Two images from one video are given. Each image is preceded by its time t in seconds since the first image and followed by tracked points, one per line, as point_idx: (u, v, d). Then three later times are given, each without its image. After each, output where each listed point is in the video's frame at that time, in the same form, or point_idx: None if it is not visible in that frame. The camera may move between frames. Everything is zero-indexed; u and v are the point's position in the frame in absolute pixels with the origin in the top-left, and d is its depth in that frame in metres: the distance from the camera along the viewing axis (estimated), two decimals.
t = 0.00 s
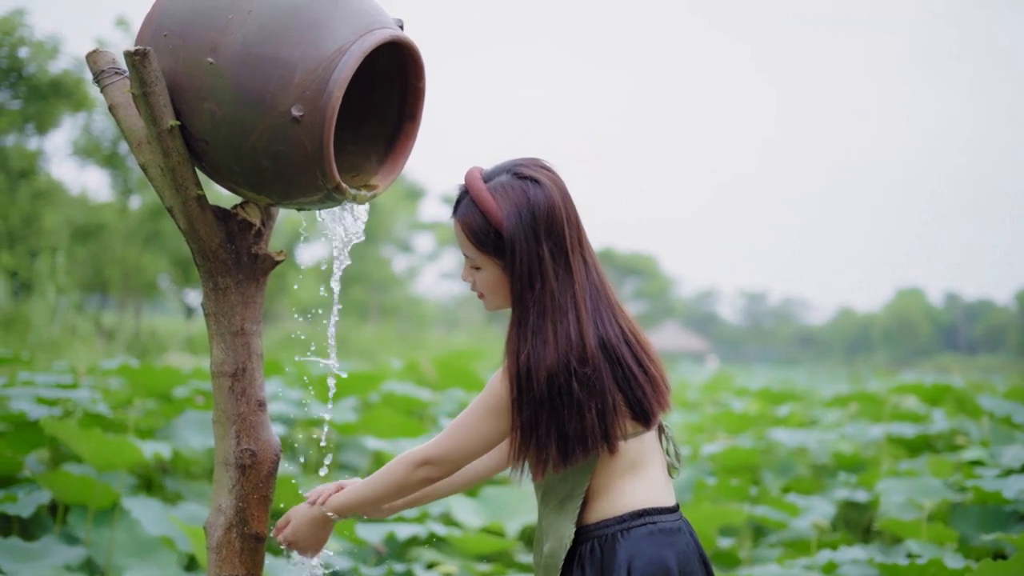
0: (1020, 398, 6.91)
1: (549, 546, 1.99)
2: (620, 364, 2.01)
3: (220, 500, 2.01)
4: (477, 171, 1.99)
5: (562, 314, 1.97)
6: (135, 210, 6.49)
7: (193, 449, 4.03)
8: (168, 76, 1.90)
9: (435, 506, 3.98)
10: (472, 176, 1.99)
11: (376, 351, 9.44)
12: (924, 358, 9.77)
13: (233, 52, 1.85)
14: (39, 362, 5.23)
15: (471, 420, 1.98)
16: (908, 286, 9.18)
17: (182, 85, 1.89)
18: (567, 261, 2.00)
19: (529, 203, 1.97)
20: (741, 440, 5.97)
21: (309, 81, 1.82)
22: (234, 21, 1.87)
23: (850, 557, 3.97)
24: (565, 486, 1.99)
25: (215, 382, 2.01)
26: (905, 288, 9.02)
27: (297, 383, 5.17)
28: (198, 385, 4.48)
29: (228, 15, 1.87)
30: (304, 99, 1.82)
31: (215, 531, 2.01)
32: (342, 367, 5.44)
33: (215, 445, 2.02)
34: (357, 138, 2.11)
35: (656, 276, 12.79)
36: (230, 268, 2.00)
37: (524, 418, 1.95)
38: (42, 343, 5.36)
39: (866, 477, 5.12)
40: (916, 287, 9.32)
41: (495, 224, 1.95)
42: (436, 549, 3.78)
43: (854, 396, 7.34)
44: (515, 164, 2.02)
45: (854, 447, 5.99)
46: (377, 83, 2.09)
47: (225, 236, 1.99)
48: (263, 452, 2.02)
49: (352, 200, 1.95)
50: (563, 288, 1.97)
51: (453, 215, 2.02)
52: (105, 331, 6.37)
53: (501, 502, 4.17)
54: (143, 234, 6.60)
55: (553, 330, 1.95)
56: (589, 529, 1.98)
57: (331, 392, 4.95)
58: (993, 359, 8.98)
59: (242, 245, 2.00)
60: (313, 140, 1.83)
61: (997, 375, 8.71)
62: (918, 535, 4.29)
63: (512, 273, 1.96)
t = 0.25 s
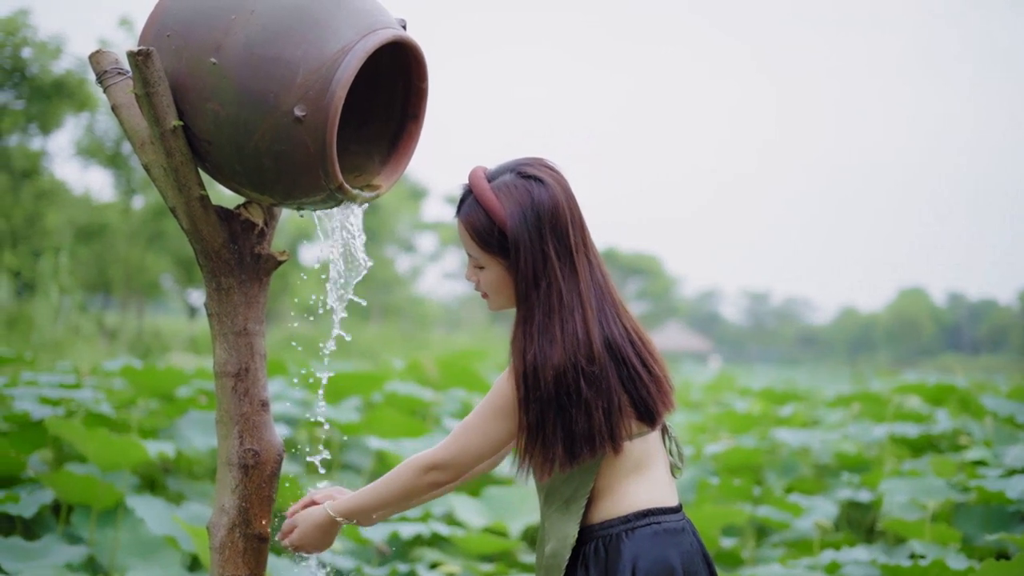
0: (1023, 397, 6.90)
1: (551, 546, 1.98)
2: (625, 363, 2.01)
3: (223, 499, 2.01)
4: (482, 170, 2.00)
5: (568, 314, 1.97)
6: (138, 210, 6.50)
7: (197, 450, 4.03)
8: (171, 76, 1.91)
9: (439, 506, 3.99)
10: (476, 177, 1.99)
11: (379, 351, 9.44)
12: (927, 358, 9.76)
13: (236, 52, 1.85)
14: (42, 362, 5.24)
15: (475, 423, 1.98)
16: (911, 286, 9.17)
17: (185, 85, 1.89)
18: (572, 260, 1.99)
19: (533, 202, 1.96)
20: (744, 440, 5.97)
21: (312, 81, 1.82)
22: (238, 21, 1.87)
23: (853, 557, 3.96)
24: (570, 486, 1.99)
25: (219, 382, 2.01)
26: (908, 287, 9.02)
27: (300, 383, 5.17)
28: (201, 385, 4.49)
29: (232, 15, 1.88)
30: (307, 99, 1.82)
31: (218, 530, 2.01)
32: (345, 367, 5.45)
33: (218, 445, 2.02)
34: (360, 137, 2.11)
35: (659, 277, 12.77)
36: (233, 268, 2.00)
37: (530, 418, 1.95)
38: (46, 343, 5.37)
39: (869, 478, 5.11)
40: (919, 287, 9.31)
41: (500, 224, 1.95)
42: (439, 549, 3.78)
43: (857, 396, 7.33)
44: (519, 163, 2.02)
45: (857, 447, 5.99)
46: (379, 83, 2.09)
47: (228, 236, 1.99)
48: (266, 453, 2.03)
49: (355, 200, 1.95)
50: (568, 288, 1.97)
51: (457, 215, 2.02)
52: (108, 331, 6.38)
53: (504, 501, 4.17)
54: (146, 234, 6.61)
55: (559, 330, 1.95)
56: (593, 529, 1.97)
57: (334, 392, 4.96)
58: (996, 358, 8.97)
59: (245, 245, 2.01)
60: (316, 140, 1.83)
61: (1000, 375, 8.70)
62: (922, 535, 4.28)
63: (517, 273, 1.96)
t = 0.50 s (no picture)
0: None
1: (556, 546, 1.97)
2: (630, 363, 2.00)
3: (226, 500, 2.01)
4: (485, 171, 1.99)
5: (572, 314, 1.97)
6: (141, 210, 6.50)
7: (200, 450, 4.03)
8: (173, 77, 1.90)
9: (441, 507, 3.98)
10: (480, 177, 1.99)
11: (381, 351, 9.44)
12: (930, 358, 9.74)
13: (239, 53, 1.85)
14: (45, 362, 5.24)
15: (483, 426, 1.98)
16: (914, 286, 9.15)
17: (188, 85, 1.89)
18: (575, 261, 1.99)
19: (536, 202, 1.96)
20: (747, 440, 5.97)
21: (314, 82, 1.82)
22: (240, 22, 1.87)
23: (856, 558, 3.95)
24: (576, 486, 1.98)
25: (221, 382, 2.01)
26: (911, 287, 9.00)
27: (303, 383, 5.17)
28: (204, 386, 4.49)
29: (234, 16, 1.87)
30: (310, 100, 1.82)
31: (220, 531, 2.01)
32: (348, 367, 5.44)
33: (221, 446, 2.02)
34: (363, 138, 2.10)
35: (662, 277, 12.76)
36: (236, 270, 2.00)
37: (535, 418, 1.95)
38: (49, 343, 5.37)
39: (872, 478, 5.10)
40: (923, 287, 9.29)
41: (503, 224, 1.94)
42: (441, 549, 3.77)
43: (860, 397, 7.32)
44: (522, 163, 2.02)
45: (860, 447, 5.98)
46: (382, 83, 2.09)
47: (231, 237, 1.99)
48: (269, 454, 2.02)
49: (357, 201, 1.95)
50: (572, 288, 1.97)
51: (460, 216, 2.02)
52: (111, 331, 6.38)
53: (507, 502, 4.17)
54: (149, 234, 6.61)
55: (563, 330, 1.95)
56: (597, 530, 1.97)
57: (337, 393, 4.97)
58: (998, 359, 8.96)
59: (247, 246, 2.00)
60: (318, 141, 1.83)
61: (1004, 375, 8.68)
62: (925, 536, 4.27)
63: (520, 273, 1.96)
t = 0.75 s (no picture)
0: None
1: (563, 547, 1.97)
2: (633, 364, 2.00)
3: (229, 501, 2.01)
4: (486, 172, 1.99)
5: (574, 315, 1.97)
6: (143, 210, 6.50)
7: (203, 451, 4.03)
8: (176, 78, 1.90)
9: (443, 508, 3.98)
10: (481, 179, 1.99)
11: (383, 351, 9.44)
12: (932, 358, 9.73)
13: (242, 54, 1.85)
14: (46, 363, 5.24)
15: (498, 431, 1.98)
16: (916, 286, 9.14)
17: (191, 87, 1.89)
18: (577, 262, 1.99)
19: (537, 204, 1.96)
20: (749, 440, 5.96)
21: (317, 84, 1.82)
22: (243, 23, 1.87)
23: (858, 558, 3.94)
24: (581, 487, 1.98)
25: (224, 383, 2.01)
26: (913, 287, 9.00)
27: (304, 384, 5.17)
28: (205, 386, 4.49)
29: (237, 17, 1.87)
30: (313, 101, 1.82)
31: (223, 532, 2.01)
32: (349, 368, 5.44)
33: (224, 447, 2.02)
34: (366, 139, 2.10)
35: (663, 277, 12.75)
36: (239, 271, 2.00)
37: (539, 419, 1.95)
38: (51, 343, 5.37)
39: (874, 479, 5.09)
40: (924, 287, 9.28)
41: (504, 225, 1.94)
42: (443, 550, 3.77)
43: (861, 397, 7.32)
44: (523, 164, 2.02)
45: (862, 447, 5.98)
46: (384, 84, 2.09)
47: (233, 237, 1.98)
48: (271, 455, 2.02)
49: (361, 203, 1.94)
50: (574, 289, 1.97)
51: (462, 218, 2.02)
52: (113, 331, 6.38)
53: (509, 502, 4.16)
54: (150, 234, 6.61)
55: (565, 332, 1.95)
56: (602, 531, 1.97)
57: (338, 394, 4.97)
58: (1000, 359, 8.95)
59: (250, 246, 2.00)
60: (321, 143, 1.83)
61: (1006, 375, 8.67)
62: (927, 537, 4.26)
63: (522, 274, 1.96)
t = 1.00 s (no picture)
0: None
1: (570, 548, 1.98)
2: (639, 363, 2.01)
3: (233, 502, 2.02)
4: (489, 175, 2.00)
5: (578, 316, 1.97)
6: (146, 210, 6.51)
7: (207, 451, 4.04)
8: (181, 79, 1.91)
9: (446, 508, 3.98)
10: (484, 181, 1.99)
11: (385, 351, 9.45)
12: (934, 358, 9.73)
13: (246, 56, 1.86)
14: (49, 363, 5.25)
15: (512, 439, 1.99)
16: (917, 286, 9.14)
17: (195, 88, 1.89)
18: (579, 262, 2.00)
19: (539, 205, 1.97)
20: (751, 440, 5.96)
21: (322, 85, 1.83)
22: (247, 25, 1.88)
23: (860, 558, 3.95)
24: (587, 488, 1.99)
25: (227, 384, 2.02)
26: (914, 287, 9.00)
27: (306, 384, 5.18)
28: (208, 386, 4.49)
29: (241, 19, 1.88)
30: (317, 102, 1.83)
31: (227, 533, 2.02)
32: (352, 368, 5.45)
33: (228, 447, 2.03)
34: (370, 140, 2.11)
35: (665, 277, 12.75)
36: (243, 271, 2.01)
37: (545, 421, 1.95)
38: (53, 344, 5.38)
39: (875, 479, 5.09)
40: (925, 287, 9.28)
41: (507, 227, 1.95)
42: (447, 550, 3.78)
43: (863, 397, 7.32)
44: (525, 166, 2.03)
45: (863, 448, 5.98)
46: (388, 86, 2.10)
47: (237, 238, 1.99)
48: (276, 456, 2.03)
49: (365, 204, 1.95)
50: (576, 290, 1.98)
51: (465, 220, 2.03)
52: (116, 332, 6.39)
53: (511, 503, 4.17)
54: (152, 234, 6.62)
55: (568, 332, 1.96)
56: (608, 532, 1.98)
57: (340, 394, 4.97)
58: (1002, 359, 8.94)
59: (254, 247, 2.01)
60: (325, 144, 1.83)
61: (1008, 375, 8.67)
62: (929, 537, 4.27)
63: (524, 276, 1.97)
